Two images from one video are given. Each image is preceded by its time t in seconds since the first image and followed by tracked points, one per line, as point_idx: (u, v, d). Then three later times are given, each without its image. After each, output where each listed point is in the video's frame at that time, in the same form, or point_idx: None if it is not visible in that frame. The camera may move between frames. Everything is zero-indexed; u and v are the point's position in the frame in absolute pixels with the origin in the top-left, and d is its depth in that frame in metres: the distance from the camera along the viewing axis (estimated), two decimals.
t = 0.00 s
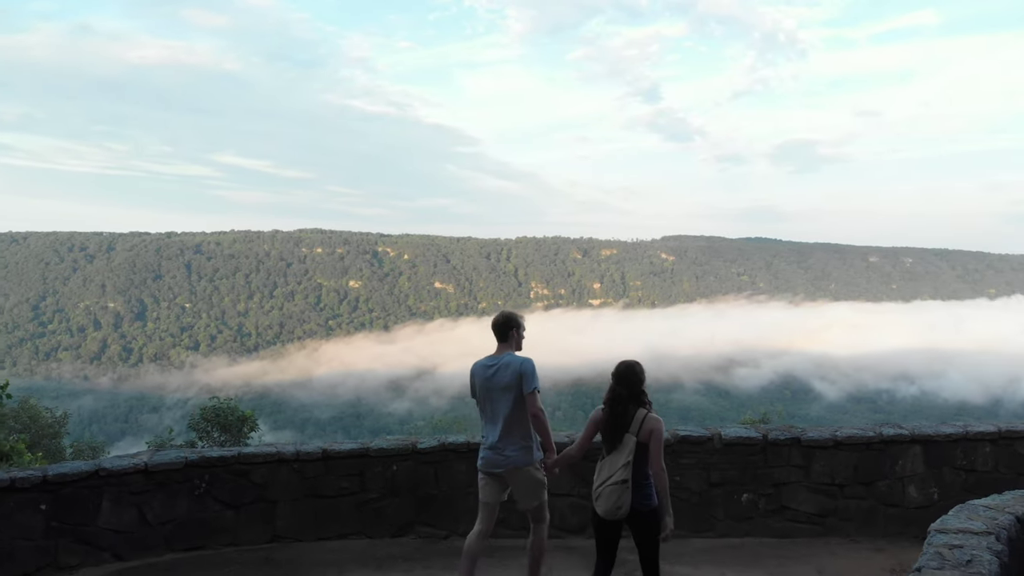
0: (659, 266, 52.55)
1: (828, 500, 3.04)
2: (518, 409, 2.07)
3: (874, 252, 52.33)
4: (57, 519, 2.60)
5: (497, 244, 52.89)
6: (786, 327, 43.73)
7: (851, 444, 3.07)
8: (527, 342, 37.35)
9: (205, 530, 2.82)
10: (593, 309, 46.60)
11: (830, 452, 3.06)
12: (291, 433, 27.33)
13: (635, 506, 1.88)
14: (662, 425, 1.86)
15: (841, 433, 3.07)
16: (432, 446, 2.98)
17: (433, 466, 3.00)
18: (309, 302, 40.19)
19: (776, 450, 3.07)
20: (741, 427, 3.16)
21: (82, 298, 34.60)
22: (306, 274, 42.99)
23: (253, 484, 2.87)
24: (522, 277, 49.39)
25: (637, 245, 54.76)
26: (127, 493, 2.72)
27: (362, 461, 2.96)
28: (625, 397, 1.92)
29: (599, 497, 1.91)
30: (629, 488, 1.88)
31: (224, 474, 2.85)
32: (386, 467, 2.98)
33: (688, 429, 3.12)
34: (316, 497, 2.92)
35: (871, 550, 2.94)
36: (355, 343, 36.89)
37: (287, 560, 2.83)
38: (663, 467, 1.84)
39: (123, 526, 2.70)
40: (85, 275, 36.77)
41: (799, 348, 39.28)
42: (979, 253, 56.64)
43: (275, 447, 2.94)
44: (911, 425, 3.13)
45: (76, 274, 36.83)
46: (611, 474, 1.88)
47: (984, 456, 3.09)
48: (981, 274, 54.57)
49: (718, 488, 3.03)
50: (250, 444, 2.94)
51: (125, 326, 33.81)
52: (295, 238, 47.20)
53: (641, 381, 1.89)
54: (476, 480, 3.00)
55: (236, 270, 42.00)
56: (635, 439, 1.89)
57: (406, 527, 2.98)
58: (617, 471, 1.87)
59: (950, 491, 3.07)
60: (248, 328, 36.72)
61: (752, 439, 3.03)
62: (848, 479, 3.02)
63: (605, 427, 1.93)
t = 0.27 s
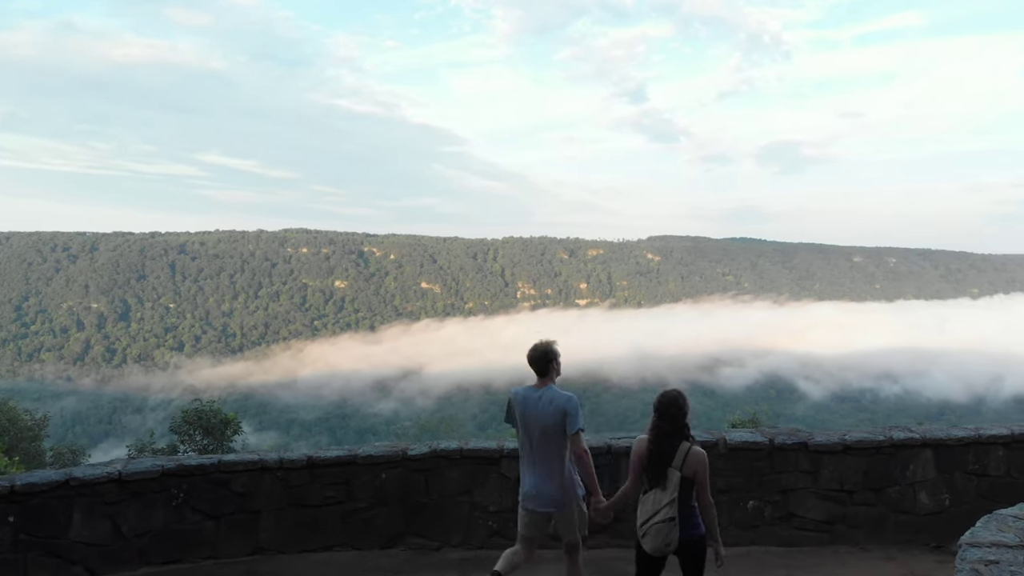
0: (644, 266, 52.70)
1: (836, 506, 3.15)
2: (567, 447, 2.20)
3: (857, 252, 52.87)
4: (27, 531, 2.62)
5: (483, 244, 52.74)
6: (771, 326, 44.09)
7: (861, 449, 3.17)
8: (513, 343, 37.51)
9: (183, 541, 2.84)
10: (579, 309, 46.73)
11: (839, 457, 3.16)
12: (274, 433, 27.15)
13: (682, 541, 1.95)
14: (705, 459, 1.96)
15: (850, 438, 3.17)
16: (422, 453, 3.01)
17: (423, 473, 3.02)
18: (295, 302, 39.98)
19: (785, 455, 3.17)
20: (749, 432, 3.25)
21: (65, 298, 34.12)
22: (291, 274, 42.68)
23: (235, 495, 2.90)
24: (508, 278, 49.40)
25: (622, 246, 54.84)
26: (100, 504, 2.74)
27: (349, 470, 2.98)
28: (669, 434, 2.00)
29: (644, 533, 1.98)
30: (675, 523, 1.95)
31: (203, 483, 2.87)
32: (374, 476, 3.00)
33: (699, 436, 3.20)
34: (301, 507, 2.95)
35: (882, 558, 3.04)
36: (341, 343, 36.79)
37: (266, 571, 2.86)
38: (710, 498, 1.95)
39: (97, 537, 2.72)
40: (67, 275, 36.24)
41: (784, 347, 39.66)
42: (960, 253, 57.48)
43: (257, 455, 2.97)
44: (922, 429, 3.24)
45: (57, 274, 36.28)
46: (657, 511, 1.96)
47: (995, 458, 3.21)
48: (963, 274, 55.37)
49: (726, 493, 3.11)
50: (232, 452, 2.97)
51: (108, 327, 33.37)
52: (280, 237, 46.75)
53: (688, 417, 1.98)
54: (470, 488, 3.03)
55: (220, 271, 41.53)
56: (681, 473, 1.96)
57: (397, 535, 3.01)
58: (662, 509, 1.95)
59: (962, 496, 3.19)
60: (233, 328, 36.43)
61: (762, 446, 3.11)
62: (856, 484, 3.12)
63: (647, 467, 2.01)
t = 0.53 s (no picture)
0: (630, 266, 52.84)
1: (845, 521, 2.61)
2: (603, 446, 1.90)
3: (841, 252, 53.30)
4: None
5: (470, 244, 52.64)
6: (756, 325, 44.38)
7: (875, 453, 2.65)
8: (500, 344, 37.66)
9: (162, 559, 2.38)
10: (566, 309, 46.81)
11: (851, 461, 2.63)
12: (258, 433, 26.93)
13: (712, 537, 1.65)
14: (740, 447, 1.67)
15: (860, 440, 2.65)
16: (413, 458, 2.52)
17: (415, 480, 2.54)
18: (280, 302, 39.72)
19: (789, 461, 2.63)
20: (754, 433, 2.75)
21: (48, 299, 33.63)
22: (276, 274, 42.40)
23: (214, 505, 2.44)
24: (495, 278, 49.39)
25: (608, 246, 54.94)
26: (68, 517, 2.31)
27: (334, 477, 2.50)
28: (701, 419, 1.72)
29: (678, 524, 1.69)
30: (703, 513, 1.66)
31: (181, 492, 2.41)
32: (372, 481, 2.52)
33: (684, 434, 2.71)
34: (289, 519, 2.48)
35: (894, 569, 2.50)
36: (327, 343, 36.57)
37: None
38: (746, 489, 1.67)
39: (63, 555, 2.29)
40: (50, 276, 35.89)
41: (770, 346, 39.89)
42: (943, 253, 58.11)
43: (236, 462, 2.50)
44: (932, 432, 2.73)
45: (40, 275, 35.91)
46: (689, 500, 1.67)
47: (1015, 463, 2.70)
48: (946, 273, 55.99)
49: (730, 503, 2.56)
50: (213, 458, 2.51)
51: (91, 328, 33.00)
52: (265, 237, 46.38)
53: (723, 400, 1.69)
54: (466, 495, 2.55)
55: (204, 271, 41.15)
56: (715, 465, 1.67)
57: (388, 549, 2.52)
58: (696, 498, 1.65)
59: (978, 503, 2.67)
60: (218, 329, 36.11)
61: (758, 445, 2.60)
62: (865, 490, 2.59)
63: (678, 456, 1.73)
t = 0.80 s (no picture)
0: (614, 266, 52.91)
1: (862, 524, 2.97)
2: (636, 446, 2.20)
3: (823, 252, 53.83)
4: None
5: (454, 244, 52.39)
6: (739, 324, 44.70)
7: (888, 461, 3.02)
8: (484, 344, 37.82)
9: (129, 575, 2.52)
10: (550, 309, 46.91)
11: (866, 469, 2.98)
12: (239, 434, 26.72)
13: (763, 550, 1.92)
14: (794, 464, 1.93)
15: (877, 449, 3.01)
16: (402, 470, 2.71)
17: (404, 492, 2.73)
18: (262, 302, 39.42)
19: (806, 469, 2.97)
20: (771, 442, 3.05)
21: (28, 299, 33.11)
22: (258, 274, 42.01)
23: (192, 519, 2.57)
24: (479, 278, 49.34)
25: (592, 247, 54.89)
26: (35, 533, 2.44)
27: (322, 489, 2.67)
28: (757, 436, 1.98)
29: (728, 537, 1.96)
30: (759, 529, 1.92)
31: (154, 506, 2.54)
32: (350, 497, 2.69)
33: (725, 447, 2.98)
34: (266, 533, 2.62)
35: None
36: (310, 343, 36.42)
37: None
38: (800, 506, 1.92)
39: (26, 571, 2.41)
40: (28, 275, 35.35)
41: (752, 344, 40.20)
42: (923, 254, 58.91)
43: (216, 474, 2.64)
44: (953, 439, 3.12)
45: (18, 274, 35.34)
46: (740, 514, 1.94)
47: None
48: (926, 274, 56.78)
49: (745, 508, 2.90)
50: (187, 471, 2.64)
51: (72, 329, 32.51)
52: (247, 237, 45.89)
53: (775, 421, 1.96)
54: (458, 506, 2.74)
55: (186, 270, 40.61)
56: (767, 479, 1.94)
57: (376, 563, 2.71)
58: (745, 510, 1.93)
59: (996, 510, 3.09)
60: (200, 329, 35.76)
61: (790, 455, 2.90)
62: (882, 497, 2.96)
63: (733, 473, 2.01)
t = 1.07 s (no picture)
0: (601, 266, 52.95)
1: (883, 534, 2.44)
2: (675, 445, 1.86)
3: (808, 252, 54.36)
4: None
5: (441, 243, 52.08)
6: (724, 324, 44.98)
7: (902, 466, 2.49)
8: (470, 344, 38.08)
9: None
10: (537, 309, 47.03)
11: (883, 475, 2.45)
12: (223, 435, 26.52)
13: (814, 545, 1.63)
14: (849, 456, 1.61)
15: (893, 454, 2.47)
16: (393, 478, 2.26)
17: (396, 502, 2.27)
18: (248, 303, 39.19)
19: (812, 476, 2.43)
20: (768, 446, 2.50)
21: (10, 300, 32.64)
22: (244, 274, 41.67)
23: (168, 534, 2.15)
24: (466, 278, 49.29)
25: (578, 247, 54.83)
26: None
27: (306, 500, 2.23)
28: (808, 427, 1.66)
29: (773, 530, 1.68)
30: (805, 522, 1.63)
31: (129, 521, 2.13)
32: (338, 509, 2.24)
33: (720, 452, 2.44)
34: (251, 550, 2.19)
35: None
36: (295, 343, 36.27)
37: None
38: (863, 504, 1.60)
39: None
40: (11, 276, 35.06)
41: (738, 344, 40.44)
42: (907, 254, 59.45)
43: (189, 485, 2.21)
44: (971, 442, 2.58)
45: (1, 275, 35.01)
46: (787, 506, 1.65)
47: None
48: (910, 274, 57.31)
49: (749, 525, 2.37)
50: (164, 481, 2.22)
51: (56, 330, 32.19)
52: (232, 237, 45.45)
53: (833, 405, 1.63)
54: (454, 518, 2.29)
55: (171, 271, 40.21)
56: (820, 471, 1.62)
57: None
58: (793, 504, 1.63)
59: (1016, 518, 2.56)
60: (184, 329, 35.48)
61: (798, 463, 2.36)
62: (900, 507, 2.44)
63: (777, 463, 1.68)
